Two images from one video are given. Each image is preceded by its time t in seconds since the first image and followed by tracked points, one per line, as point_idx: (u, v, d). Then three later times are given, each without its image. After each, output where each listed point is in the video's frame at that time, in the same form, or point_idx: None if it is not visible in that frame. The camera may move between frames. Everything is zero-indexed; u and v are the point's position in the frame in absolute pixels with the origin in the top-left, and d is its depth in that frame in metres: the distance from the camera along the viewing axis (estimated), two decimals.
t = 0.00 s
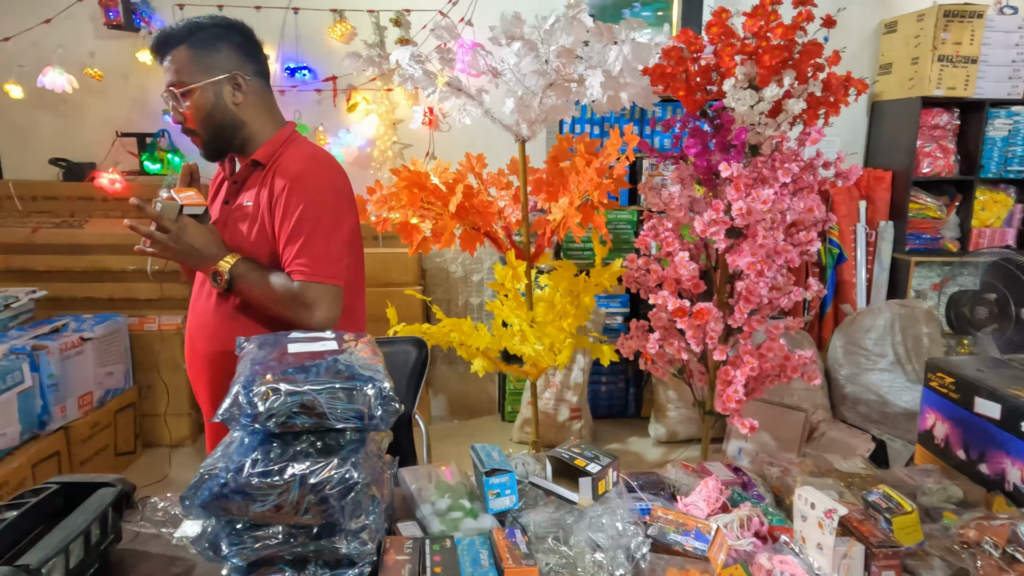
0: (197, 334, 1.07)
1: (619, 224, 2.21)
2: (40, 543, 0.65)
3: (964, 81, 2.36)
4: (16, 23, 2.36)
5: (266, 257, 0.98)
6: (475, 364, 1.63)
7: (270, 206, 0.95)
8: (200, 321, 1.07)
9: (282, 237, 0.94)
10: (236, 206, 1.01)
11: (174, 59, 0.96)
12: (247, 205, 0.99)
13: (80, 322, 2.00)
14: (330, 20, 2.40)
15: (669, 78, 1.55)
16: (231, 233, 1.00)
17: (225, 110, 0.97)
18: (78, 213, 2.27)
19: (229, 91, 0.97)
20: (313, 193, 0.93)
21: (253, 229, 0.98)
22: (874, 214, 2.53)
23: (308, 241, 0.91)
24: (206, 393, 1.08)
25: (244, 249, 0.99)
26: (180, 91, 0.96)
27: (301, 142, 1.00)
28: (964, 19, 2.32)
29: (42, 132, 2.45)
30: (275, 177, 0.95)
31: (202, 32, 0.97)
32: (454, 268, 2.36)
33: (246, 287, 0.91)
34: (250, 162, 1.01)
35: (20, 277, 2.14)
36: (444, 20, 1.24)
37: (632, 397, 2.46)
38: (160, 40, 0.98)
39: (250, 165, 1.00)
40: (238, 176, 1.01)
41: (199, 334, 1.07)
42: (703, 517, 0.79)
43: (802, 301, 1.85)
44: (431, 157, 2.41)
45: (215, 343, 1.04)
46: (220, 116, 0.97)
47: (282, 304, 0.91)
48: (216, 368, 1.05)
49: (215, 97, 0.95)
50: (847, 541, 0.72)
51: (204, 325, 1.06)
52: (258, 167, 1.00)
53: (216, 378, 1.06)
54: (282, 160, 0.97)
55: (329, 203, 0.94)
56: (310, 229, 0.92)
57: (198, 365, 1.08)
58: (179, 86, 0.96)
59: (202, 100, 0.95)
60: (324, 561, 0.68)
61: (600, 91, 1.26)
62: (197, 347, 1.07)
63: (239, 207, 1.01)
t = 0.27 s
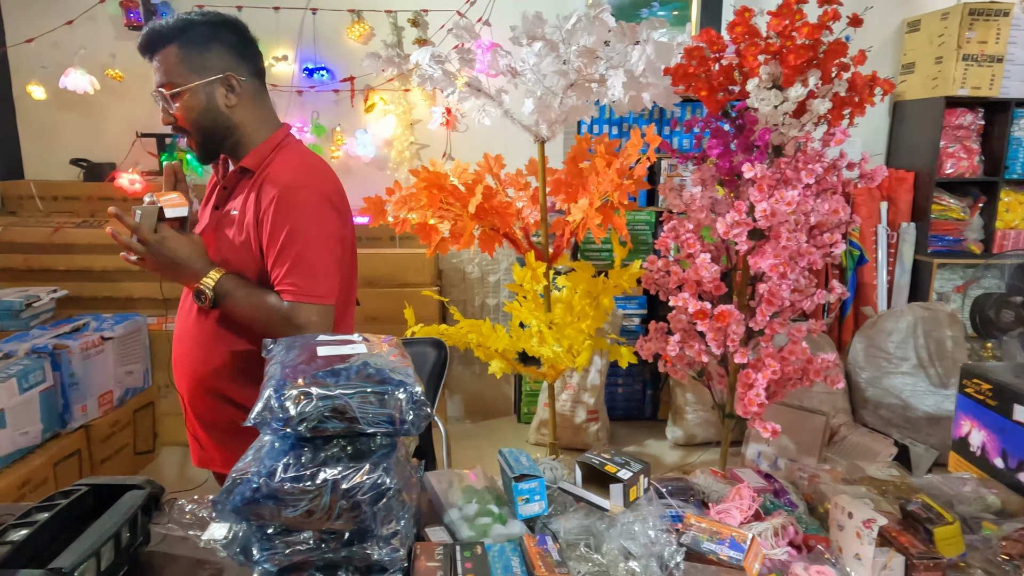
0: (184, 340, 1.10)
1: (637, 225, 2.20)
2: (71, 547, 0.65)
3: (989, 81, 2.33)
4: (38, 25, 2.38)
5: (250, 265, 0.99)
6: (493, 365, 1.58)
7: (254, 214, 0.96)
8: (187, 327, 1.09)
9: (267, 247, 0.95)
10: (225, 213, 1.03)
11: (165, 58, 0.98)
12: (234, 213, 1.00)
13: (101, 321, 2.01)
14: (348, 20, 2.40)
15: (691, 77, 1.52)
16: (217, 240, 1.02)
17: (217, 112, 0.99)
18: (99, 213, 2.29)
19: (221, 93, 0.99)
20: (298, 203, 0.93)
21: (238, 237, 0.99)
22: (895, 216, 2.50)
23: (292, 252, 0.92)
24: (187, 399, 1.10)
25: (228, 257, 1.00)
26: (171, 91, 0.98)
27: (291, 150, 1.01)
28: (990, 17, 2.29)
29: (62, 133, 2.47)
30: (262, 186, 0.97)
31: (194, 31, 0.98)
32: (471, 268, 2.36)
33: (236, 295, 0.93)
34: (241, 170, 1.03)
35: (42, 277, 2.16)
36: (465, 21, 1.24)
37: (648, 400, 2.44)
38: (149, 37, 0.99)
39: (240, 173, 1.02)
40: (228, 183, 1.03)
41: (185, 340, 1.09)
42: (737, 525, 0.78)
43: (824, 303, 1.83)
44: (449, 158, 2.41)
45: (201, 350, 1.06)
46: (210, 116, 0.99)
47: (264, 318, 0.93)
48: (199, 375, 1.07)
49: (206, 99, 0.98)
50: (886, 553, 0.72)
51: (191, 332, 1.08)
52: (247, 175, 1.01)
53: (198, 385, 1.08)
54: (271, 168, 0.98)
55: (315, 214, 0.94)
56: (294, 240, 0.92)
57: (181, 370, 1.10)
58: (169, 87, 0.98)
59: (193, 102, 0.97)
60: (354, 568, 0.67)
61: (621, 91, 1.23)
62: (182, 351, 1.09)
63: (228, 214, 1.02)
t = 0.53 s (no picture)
0: (180, 348, 1.10)
1: (661, 226, 2.18)
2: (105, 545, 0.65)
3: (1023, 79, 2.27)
4: (67, 26, 2.41)
5: (248, 267, 0.99)
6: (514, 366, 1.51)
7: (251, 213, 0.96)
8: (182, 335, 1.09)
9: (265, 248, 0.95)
10: (222, 213, 1.03)
11: (163, 53, 0.95)
12: (230, 213, 1.00)
13: (127, 318, 2.03)
14: (370, 20, 2.41)
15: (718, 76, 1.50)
16: (214, 241, 1.02)
17: (223, 107, 0.98)
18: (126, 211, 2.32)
19: (225, 87, 0.98)
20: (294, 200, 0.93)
21: (235, 238, 0.99)
22: (924, 217, 2.46)
23: (289, 252, 0.91)
24: (186, 407, 1.10)
25: (226, 259, 1.00)
26: (172, 89, 0.95)
27: (283, 146, 1.01)
28: None
29: (90, 133, 2.50)
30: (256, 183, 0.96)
31: (190, 22, 0.95)
32: (492, 268, 2.35)
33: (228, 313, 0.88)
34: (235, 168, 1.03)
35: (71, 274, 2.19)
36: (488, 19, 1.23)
37: (670, 402, 2.42)
38: (139, 30, 0.95)
39: (234, 171, 1.02)
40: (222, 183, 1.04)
41: (182, 348, 1.10)
42: (773, 533, 0.76)
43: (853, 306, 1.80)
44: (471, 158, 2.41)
45: (199, 357, 1.07)
46: (219, 113, 0.98)
47: (254, 336, 0.89)
48: (197, 382, 1.08)
49: (213, 95, 0.96)
50: (931, 564, 0.71)
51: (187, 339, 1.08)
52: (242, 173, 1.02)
53: (197, 392, 1.08)
54: (265, 165, 0.98)
55: (312, 211, 0.93)
56: (292, 239, 0.92)
57: (180, 378, 1.10)
58: (169, 84, 0.96)
59: (200, 99, 0.96)
60: (387, 572, 0.66)
61: (648, 90, 1.21)
62: (180, 359, 1.10)
63: (224, 214, 1.03)
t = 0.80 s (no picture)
0: (192, 359, 1.08)
1: (687, 228, 2.16)
2: (143, 547, 0.66)
3: None
4: (100, 30, 2.45)
5: (277, 270, 1.00)
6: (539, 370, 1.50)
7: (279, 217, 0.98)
8: (195, 346, 1.07)
9: (299, 250, 0.98)
10: (234, 218, 1.03)
11: (183, 51, 0.93)
12: (250, 218, 1.01)
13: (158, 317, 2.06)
14: (397, 22, 2.42)
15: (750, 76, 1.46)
16: (233, 247, 1.02)
17: (239, 107, 0.99)
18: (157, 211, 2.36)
19: (240, 87, 0.99)
20: (326, 203, 0.96)
21: (260, 242, 1.00)
22: (959, 219, 2.42)
23: (329, 254, 0.95)
24: (204, 419, 1.09)
25: (250, 263, 1.00)
26: (190, 89, 0.94)
27: (296, 150, 1.04)
28: None
29: (122, 135, 2.54)
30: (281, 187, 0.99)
31: (206, 21, 0.95)
32: (516, 270, 2.35)
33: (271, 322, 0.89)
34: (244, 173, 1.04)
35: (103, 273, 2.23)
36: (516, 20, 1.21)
37: (696, 405, 2.41)
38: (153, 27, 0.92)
39: (245, 175, 1.03)
40: (230, 188, 1.03)
41: (196, 360, 1.08)
42: (814, 544, 0.75)
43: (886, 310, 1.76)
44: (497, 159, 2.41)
45: (219, 366, 1.06)
46: (234, 116, 0.99)
47: (304, 339, 0.91)
48: (217, 391, 1.06)
49: (229, 93, 0.97)
50: None
51: (202, 349, 1.07)
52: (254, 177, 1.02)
53: (218, 402, 1.07)
54: (285, 169, 1.00)
55: (345, 212, 0.97)
56: (330, 240, 0.96)
57: (195, 390, 1.08)
58: (184, 83, 0.94)
59: (219, 99, 0.96)
60: None
61: (677, 91, 1.18)
62: (194, 371, 1.08)
63: (238, 219, 1.03)
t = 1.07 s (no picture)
0: (213, 353, 1.04)
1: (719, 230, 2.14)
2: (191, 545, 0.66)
3: None
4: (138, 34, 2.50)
5: (302, 254, 1.03)
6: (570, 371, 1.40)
7: (303, 204, 1.03)
8: (217, 340, 1.04)
9: (328, 232, 1.03)
10: (246, 210, 1.03)
11: (196, 47, 0.95)
12: (268, 207, 1.02)
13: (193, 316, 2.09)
14: (428, 22, 2.43)
15: (789, 76, 1.39)
16: (253, 237, 1.02)
17: (252, 102, 1.03)
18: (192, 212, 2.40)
19: (251, 83, 1.02)
20: (349, 187, 1.04)
21: (284, 229, 1.02)
22: (1002, 220, 2.34)
23: (360, 232, 1.03)
24: (228, 415, 1.05)
25: (276, 251, 1.02)
26: (211, 82, 0.96)
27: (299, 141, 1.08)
28: None
29: (159, 136, 2.59)
30: (301, 174, 1.03)
31: (226, 18, 0.97)
32: (546, 271, 2.35)
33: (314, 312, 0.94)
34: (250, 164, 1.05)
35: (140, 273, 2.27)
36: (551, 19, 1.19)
37: (727, 409, 2.39)
38: (174, 19, 0.93)
39: (255, 166, 1.04)
40: (240, 181, 1.03)
41: (218, 354, 1.03)
42: (868, 556, 0.73)
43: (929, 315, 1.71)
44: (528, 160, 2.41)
45: (246, 357, 1.03)
46: (248, 111, 1.02)
47: (350, 316, 0.98)
48: (246, 383, 1.04)
49: (243, 91, 1.00)
50: None
51: (225, 342, 1.03)
52: (264, 167, 1.04)
53: (244, 395, 1.04)
54: (300, 158, 1.04)
55: (365, 195, 1.05)
56: (359, 220, 1.03)
57: (218, 386, 1.04)
58: (203, 76, 0.96)
59: (237, 93, 0.99)
60: None
61: (715, 90, 1.15)
62: (216, 365, 1.04)
63: (252, 210, 1.03)
